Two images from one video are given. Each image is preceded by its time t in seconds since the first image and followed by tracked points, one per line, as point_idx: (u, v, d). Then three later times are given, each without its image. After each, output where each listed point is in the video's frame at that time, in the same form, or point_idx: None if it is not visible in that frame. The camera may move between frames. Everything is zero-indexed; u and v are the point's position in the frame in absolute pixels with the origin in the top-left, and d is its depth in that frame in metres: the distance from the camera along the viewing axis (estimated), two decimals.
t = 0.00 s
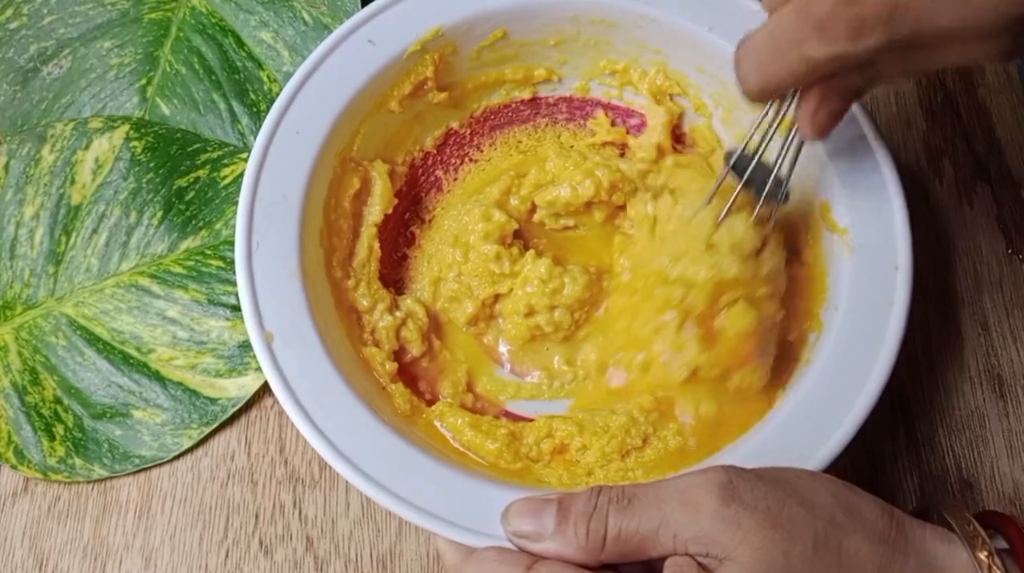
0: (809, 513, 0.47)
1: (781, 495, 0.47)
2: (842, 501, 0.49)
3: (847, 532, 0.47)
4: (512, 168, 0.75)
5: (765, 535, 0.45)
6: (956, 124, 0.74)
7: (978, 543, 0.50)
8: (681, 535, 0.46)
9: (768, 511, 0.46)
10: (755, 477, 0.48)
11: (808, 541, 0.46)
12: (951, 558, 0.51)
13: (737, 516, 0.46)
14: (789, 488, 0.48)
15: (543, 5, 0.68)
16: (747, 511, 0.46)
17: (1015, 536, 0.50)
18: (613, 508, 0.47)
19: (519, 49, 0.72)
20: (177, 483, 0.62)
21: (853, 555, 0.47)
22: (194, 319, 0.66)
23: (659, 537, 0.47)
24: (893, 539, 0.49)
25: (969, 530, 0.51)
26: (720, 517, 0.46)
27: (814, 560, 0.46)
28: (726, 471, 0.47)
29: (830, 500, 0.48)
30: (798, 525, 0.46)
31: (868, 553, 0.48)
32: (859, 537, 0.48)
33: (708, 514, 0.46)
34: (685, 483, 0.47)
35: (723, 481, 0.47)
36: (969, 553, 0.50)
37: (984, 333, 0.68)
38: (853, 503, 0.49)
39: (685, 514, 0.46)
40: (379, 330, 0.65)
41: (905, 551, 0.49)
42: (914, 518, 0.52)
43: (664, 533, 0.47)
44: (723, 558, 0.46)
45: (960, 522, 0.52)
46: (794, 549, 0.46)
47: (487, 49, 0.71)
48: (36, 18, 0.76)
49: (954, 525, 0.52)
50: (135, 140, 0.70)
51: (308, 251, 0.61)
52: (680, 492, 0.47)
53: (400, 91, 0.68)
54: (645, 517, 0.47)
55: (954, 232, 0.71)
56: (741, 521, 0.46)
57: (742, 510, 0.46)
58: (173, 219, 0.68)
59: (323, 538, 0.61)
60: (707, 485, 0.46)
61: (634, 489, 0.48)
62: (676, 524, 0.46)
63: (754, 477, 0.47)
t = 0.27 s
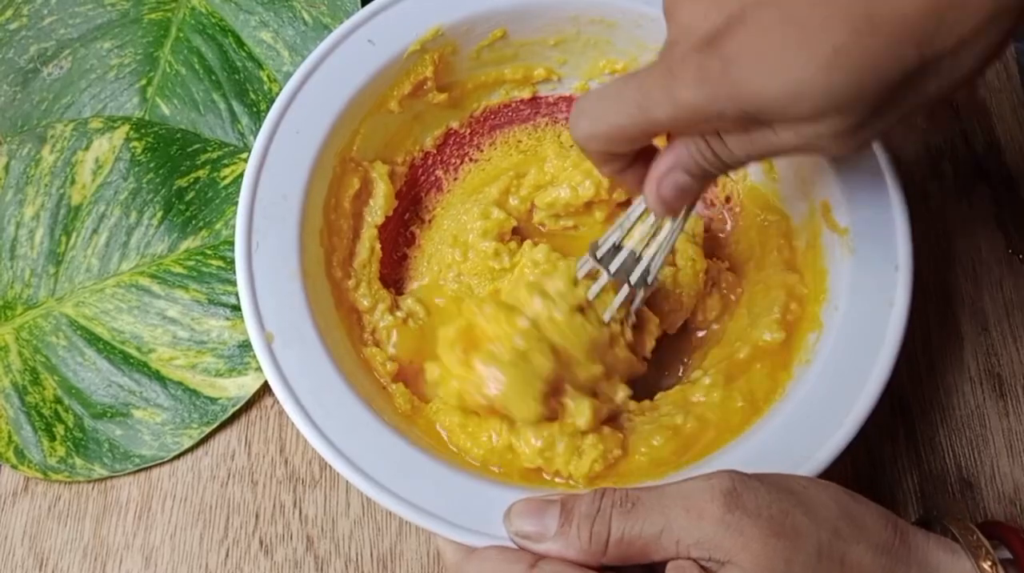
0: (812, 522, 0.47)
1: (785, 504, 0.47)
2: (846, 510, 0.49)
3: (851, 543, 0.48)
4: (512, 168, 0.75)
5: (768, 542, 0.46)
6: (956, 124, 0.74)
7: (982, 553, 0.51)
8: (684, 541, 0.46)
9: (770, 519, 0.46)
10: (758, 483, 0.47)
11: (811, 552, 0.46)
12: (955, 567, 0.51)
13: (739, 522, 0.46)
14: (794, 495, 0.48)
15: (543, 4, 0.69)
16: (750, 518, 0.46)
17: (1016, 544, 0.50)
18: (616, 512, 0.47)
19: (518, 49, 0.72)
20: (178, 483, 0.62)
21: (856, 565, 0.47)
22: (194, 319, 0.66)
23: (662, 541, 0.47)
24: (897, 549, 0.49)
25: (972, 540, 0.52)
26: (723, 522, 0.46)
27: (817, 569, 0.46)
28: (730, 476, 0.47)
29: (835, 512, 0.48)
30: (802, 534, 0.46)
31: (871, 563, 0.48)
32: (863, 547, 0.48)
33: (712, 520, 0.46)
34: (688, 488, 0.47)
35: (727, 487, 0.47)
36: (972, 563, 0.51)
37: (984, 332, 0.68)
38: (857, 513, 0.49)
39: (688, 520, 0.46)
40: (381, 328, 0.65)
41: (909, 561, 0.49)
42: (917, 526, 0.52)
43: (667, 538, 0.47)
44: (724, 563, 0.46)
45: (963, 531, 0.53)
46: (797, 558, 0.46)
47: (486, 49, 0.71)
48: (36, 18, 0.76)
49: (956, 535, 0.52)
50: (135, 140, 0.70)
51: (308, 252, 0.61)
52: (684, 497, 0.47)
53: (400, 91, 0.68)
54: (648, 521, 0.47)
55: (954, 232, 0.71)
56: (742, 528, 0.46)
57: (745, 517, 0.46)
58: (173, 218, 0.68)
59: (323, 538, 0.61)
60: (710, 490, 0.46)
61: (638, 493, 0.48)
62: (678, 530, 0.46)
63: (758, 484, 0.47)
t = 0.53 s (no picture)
0: (812, 521, 0.47)
1: (785, 502, 0.47)
2: (847, 510, 0.49)
3: (851, 543, 0.48)
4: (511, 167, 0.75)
5: (768, 540, 0.46)
6: (955, 124, 0.74)
7: (981, 552, 0.51)
8: (684, 538, 0.46)
9: (770, 517, 0.46)
10: (758, 482, 0.47)
11: (811, 550, 0.46)
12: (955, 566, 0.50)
13: (739, 520, 0.46)
14: (794, 493, 0.48)
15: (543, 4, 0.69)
16: (750, 516, 0.46)
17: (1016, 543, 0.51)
18: (616, 509, 0.47)
19: (518, 49, 0.72)
20: (177, 483, 0.62)
21: (857, 565, 0.47)
22: (194, 318, 0.66)
23: (662, 539, 0.47)
24: (897, 549, 0.49)
25: (972, 539, 0.52)
26: (723, 520, 0.46)
27: (817, 568, 0.46)
28: (730, 474, 0.47)
29: (835, 510, 0.48)
30: (802, 532, 0.46)
31: (871, 563, 0.48)
32: (863, 546, 0.48)
33: (711, 518, 0.46)
34: (688, 487, 0.47)
35: (727, 485, 0.47)
36: (972, 561, 0.51)
37: (983, 332, 0.68)
38: (858, 513, 0.49)
39: (688, 519, 0.46)
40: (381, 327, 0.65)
41: (909, 560, 0.49)
42: (917, 525, 0.52)
43: (667, 536, 0.47)
44: (724, 561, 0.46)
45: (963, 530, 0.53)
46: (797, 556, 0.46)
47: (486, 49, 0.71)
48: (35, 18, 0.76)
49: (956, 534, 0.52)
50: (134, 140, 0.70)
51: (308, 252, 0.61)
52: (684, 496, 0.47)
53: (400, 91, 0.68)
54: (648, 519, 0.47)
55: (953, 232, 0.71)
56: (743, 525, 0.46)
57: (745, 514, 0.46)
58: (173, 218, 0.68)
59: (322, 538, 0.61)
60: (711, 489, 0.46)
61: (638, 491, 0.48)
62: (679, 528, 0.46)
63: (757, 483, 0.47)
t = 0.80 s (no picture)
0: (810, 523, 0.47)
1: (783, 504, 0.47)
2: (845, 511, 0.49)
3: (849, 543, 0.48)
4: (511, 168, 0.75)
5: (765, 543, 0.46)
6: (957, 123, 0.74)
7: (980, 551, 0.50)
8: (681, 543, 0.46)
9: (768, 520, 0.46)
10: (756, 485, 0.47)
11: (810, 551, 0.46)
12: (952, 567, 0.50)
13: (736, 524, 0.46)
14: (792, 496, 0.48)
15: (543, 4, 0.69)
16: (748, 521, 0.46)
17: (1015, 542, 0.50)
18: (613, 515, 0.47)
19: (518, 49, 0.72)
20: (178, 484, 0.63)
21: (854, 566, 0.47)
22: (194, 320, 0.66)
23: (660, 543, 0.47)
24: (895, 549, 0.49)
25: (970, 538, 0.51)
26: (720, 524, 0.46)
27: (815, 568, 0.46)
28: (727, 477, 0.47)
29: (834, 511, 0.48)
30: (799, 534, 0.46)
31: (869, 563, 0.48)
32: (861, 546, 0.48)
33: (708, 522, 0.46)
34: (686, 491, 0.47)
35: (724, 489, 0.47)
36: (970, 561, 0.50)
37: (984, 332, 0.68)
38: (856, 513, 0.49)
39: (685, 522, 0.46)
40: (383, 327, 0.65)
41: (907, 560, 0.49)
42: (914, 526, 0.52)
43: (665, 540, 0.47)
44: (722, 564, 0.46)
45: (961, 529, 0.52)
46: (795, 558, 0.46)
47: (485, 50, 0.71)
48: (35, 19, 0.76)
49: (954, 533, 0.52)
50: (134, 141, 0.70)
51: (308, 254, 0.61)
52: (680, 500, 0.47)
53: (399, 92, 0.68)
54: (646, 523, 0.47)
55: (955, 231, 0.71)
56: (740, 529, 0.46)
57: (742, 518, 0.46)
58: (173, 219, 0.68)
59: (323, 539, 0.61)
60: (708, 492, 0.46)
61: (634, 497, 0.48)
62: (676, 532, 0.46)
63: (755, 486, 0.47)
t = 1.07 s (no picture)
0: (813, 522, 0.47)
1: (786, 503, 0.47)
2: (847, 511, 0.48)
3: (852, 543, 0.48)
4: (511, 168, 0.75)
5: (769, 542, 0.46)
6: (955, 123, 0.74)
7: (983, 552, 0.51)
8: (685, 540, 0.46)
9: (772, 518, 0.46)
10: (760, 484, 0.47)
11: (812, 550, 0.46)
12: (956, 566, 0.50)
13: (739, 522, 0.46)
14: (794, 495, 0.48)
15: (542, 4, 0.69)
16: (752, 518, 0.46)
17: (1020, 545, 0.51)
18: (617, 512, 0.47)
19: (517, 49, 0.72)
20: (178, 484, 0.63)
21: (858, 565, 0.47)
22: (194, 320, 0.66)
23: (664, 541, 0.47)
24: (898, 548, 0.49)
25: (974, 539, 0.52)
26: (723, 522, 0.46)
27: (818, 568, 0.46)
28: (730, 475, 0.47)
29: (834, 510, 0.48)
30: (802, 533, 0.46)
31: (871, 563, 0.48)
32: (864, 547, 0.48)
33: (711, 520, 0.46)
34: (689, 489, 0.47)
35: (728, 487, 0.47)
36: (974, 562, 0.51)
37: (985, 331, 0.68)
38: (859, 513, 0.49)
39: (688, 521, 0.46)
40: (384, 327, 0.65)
41: (910, 560, 0.49)
42: (917, 526, 0.52)
43: (668, 538, 0.47)
44: (725, 562, 0.46)
45: (965, 531, 0.53)
46: (798, 557, 0.46)
47: (485, 50, 0.71)
48: (35, 19, 0.76)
49: (958, 535, 0.53)
50: (135, 141, 0.70)
51: (308, 254, 0.61)
52: (684, 498, 0.47)
53: (399, 92, 0.69)
54: (650, 521, 0.46)
55: (955, 230, 0.71)
56: (744, 527, 0.46)
57: (746, 515, 0.46)
58: (173, 219, 0.68)
59: (324, 539, 0.61)
60: (711, 491, 0.46)
61: (639, 493, 0.48)
62: (679, 530, 0.46)
63: (758, 484, 0.47)
